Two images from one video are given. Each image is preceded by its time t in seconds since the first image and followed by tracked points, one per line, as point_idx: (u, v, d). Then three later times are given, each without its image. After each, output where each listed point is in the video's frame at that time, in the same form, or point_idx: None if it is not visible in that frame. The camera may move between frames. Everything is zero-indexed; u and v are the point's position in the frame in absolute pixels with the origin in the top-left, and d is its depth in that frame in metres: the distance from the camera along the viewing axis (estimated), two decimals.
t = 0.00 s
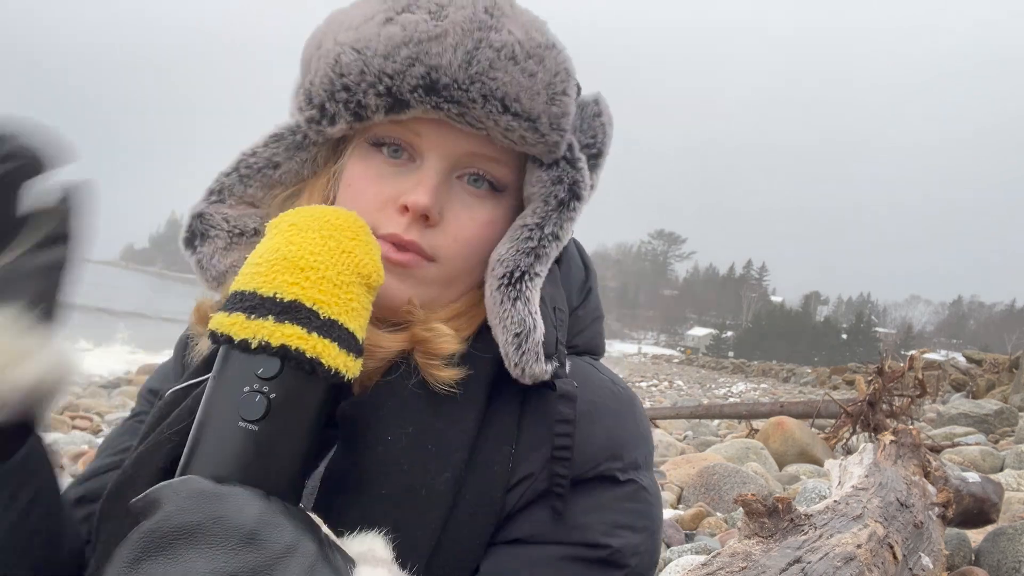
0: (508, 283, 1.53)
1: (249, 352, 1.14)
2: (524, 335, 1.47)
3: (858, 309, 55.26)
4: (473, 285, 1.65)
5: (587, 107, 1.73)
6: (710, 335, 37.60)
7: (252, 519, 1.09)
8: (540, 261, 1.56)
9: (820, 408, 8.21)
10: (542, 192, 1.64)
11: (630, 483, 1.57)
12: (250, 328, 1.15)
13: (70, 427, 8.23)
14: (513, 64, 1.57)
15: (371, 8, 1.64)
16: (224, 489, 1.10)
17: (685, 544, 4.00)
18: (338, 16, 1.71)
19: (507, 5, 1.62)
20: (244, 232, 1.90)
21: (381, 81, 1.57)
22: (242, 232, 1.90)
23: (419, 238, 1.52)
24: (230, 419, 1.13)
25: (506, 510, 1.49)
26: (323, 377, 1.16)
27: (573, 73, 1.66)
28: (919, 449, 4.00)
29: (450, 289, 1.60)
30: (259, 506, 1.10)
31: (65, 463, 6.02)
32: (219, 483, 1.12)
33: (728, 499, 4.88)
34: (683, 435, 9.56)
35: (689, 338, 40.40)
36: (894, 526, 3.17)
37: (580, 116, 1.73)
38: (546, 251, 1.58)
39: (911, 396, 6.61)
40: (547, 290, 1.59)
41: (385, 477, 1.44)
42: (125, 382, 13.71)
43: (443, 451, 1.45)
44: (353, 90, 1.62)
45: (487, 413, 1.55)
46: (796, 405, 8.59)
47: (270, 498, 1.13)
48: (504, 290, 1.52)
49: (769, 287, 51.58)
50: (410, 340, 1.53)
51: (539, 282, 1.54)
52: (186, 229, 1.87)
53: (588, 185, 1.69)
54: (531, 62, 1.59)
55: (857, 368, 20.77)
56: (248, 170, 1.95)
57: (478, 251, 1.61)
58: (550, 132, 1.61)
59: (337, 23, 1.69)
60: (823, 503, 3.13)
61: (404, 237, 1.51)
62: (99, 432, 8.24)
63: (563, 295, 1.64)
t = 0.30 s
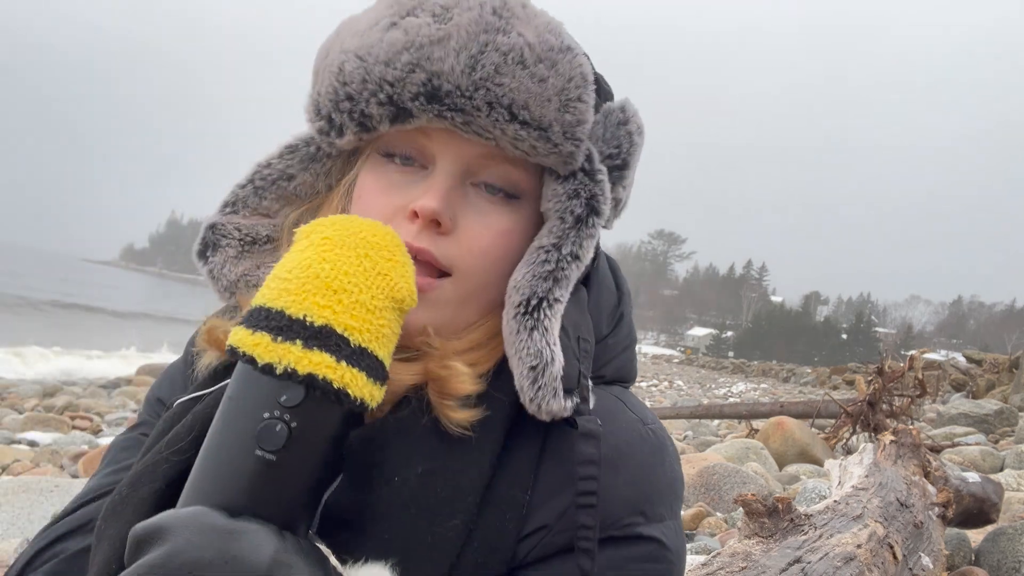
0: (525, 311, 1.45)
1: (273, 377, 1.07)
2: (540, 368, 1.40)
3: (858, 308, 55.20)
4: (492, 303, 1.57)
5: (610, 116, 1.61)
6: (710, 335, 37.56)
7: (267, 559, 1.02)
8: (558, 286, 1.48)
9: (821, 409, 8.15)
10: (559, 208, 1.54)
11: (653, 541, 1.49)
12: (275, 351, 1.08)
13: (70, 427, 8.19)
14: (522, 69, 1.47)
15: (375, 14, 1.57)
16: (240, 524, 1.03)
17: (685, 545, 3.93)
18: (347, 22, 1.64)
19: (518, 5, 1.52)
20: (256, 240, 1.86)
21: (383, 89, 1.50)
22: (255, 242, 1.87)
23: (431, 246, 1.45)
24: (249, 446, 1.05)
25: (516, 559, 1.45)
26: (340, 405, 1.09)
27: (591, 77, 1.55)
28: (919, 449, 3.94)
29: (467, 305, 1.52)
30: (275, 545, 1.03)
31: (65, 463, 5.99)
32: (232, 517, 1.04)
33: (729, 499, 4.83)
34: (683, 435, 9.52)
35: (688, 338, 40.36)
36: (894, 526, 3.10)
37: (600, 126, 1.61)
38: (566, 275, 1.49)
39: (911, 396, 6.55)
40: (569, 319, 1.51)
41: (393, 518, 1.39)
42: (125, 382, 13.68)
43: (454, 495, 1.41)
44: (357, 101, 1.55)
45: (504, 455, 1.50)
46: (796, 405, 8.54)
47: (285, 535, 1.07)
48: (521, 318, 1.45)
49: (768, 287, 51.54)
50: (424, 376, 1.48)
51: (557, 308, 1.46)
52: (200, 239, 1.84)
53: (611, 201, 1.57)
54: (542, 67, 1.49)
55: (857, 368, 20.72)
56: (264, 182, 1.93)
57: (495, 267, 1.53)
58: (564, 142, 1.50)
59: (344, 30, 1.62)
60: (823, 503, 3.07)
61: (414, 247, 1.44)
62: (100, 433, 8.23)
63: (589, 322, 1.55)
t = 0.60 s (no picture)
0: (510, 327, 1.47)
1: (270, 376, 1.08)
2: (527, 386, 1.42)
3: (858, 308, 55.20)
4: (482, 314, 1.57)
5: (598, 122, 1.59)
6: (710, 336, 37.56)
7: (245, 554, 1.01)
8: (545, 302, 1.48)
9: (820, 408, 8.16)
10: (548, 223, 1.55)
11: (648, 540, 1.50)
12: (273, 351, 1.08)
13: (71, 428, 8.18)
14: (502, 86, 1.46)
15: (355, 28, 1.56)
16: (223, 519, 1.04)
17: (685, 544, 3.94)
18: (328, 35, 1.63)
19: (497, 15, 1.49)
20: (250, 249, 1.91)
21: (364, 109, 1.51)
22: (249, 250, 1.91)
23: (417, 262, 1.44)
24: (244, 443, 1.08)
25: (511, 558, 1.46)
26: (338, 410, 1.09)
27: (575, 88, 1.52)
28: (919, 449, 3.95)
29: (455, 318, 1.53)
30: (257, 540, 1.04)
31: (66, 463, 6.00)
32: (221, 512, 1.05)
33: (729, 499, 4.84)
34: (683, 435, 9.53)
35: (689, 338, 40.36)
36: (894, 526, 3.11)
37: (589, 133, 1.59)
38: (552, 291, 1.49)
39: (911, 396, 6.56)
40: (560, 329, 1.52)
41: (387, 520, 1.41)
42: (125, 382, 13.68)
43: (447, 497, 1.42)
44: (339, 119, 1.56)
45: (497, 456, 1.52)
46: (796, 405, 8.55)
47: (270, 532, 1.06)
48: (506, 335, 1.46)
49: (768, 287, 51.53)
50: (414, 381, 1.51)
51: (543, 324, 1.47)
52: (196, 248, 1.87)
53: (600, 211, 1.57)
54: (522, 82, 1.47)
55: (857, 368, 20.73)
56: (257, 191, 1.93)
57: (483, 280, 1.53)
58: (547, 158, 1.49)
59: (326, 44, 1.61)
60: (823, 503, 3.08)
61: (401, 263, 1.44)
62: (100, 433, 8.23)
63: (582, 329, 1.57)
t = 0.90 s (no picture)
0: (506, 324, 1.48)
1: (282, 366, 1.11)
2: (524, 381, 1.43)
3: (858, 309, 55.21)
4: (478, 312, 1.59)
5: (585, 120, 1.59)
6: (710, 336, 37.57)
7: (251, 537, 1.02)
8: (538, 299, 1.49)
9: (820, 408, 8.17)
10: (538, 220, 1.55)
11: (648, 535, 1.51)
12: (287, 342, 1.12)
13: (71, 428, 8.19)
14: (487, 86, 1.46)
15: (343, 34, 1.57)
16: (230, 501, 1.04)
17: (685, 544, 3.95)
18: (319, 42, 1.64)
19: (482, 17, 1.49)
20: (252, 250, 1.92)
21: (354, 114, 1.52)
22: (250, 251, 1.92)
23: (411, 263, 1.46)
24: (253, 431, 1.09)
25: (511, 553, 1.47)
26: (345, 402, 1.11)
27: (560, 87, 1.52)
28: (919, 449, 3.96)
29: (451, 316, 1.54)
30: (263, 523, 1.04)
31: (66, 463, 6.01)
32: (228, 495, 1.06)
33: (729, 499, 4.85)
34: (683, 435, 9.54)
35: (689, 338, 40.38)
36: (893, 526, 3.12)
37: (576, 131, 1.59)
38: (544, 287, 1.50)
39: (912, 396, 6.57)
40: (556, 325, 1.52)
41: (389, 515, 1.42)
42: (125, 383, 13.68)
43: (448, 492, 1.43)
44: (331, 124, 1.57)
45: (498, 452, 1.53)
46: (796, 405, 8.56)
47: (276, 518, 1.07)
48: (502, 332, 1.48)
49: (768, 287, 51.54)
50: (414, 377, 1.52)
51: (538, 321, 1.48)
52: (198, 252, 1.89)
53: (589, 207, 1.57)
54: (507, 83, 1.48)
55: (857, 368, 20.75)
56: (256, 197, 1.94)
57: (478, 278, 1.54)
58: (534, 156, 1.50)
59: (316, 51, 1.63)
60: (823, 503, 3.09)
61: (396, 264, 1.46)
62: (100, 433, 8.24)
63: (579, 325, 1.57)
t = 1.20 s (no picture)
0: (499, 326, 1.48)
1: (259, 371, 1.11)
2: (518, 383, 1.43)
3: (858, 309, 55.22)
4: (474, 313, 1.59)
5: (577, 120, 1.60)
6: (710, 335, 37.58)
7: (231, 543, 1.02)
8: (531, 300, 1.49)
9: (821, 408, 8.17)
10: (531, 221, 1.56)
11: (646, 536, 1.52)
12: (261, 347, 1.12)
13: (71, 428, 8.19)
14: (476, 89, 1.46)
15: (333, 39, 1.57)
16: (212, 509, 1.05)
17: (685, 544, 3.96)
18: (309, 46, 1.65)
19: (470, 20, 1.50)
20: (245, 253, 1.91)
21: (344, 118, 1.53)
22: (244, 253, 1.92)
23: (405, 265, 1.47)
24: (235, 438, 1.10)
25: (510, 554, 1.48)
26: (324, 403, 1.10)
27: (550, 89, 1.53)
28: (919, 449, 3.96)
29: (446, 317, 1.55)
30: (245, 529, 1.04)
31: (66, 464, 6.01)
32: (212, 504, 1.07)
33: (729, 499, 4.85)
34: (683, 435, 9.54)
35: (689, 338, 40.38)
36: (894, 526, 3.13)
37: (568, 132, 1.60)
38: (538, 288, 1.50)
39: (912, 396, 6.57)
40: (550, 326, 1.53)
41: (386, 517, 1.42)
42: (125, 383, 13.67)
43: (445, 493, 1.44)
44: (322, 128, 1.58)
45: (494, 453, 1.54)
46: (796, 405, 8.56)
47: (261, 523, 1.07)
48: (496, 334, 1.48)
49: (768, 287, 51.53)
50: (410, 378, 1.53)
51: (531, 322, 1.48)
52: (194, 256, 1.89)
53: (582, 208, 1.57)
54: (497, 85, 1.48)
55: (857, 368, 20.75)
56: (250, 200, 1.95)
57: (471, 279, 1.55)
58: (525, 158, 1.50)
59: (307, 55, 1.63)
60: (823, 503, 3.09)
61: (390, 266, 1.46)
62: (100, 433, 8.25)
63: (574, 325, 1.57)
